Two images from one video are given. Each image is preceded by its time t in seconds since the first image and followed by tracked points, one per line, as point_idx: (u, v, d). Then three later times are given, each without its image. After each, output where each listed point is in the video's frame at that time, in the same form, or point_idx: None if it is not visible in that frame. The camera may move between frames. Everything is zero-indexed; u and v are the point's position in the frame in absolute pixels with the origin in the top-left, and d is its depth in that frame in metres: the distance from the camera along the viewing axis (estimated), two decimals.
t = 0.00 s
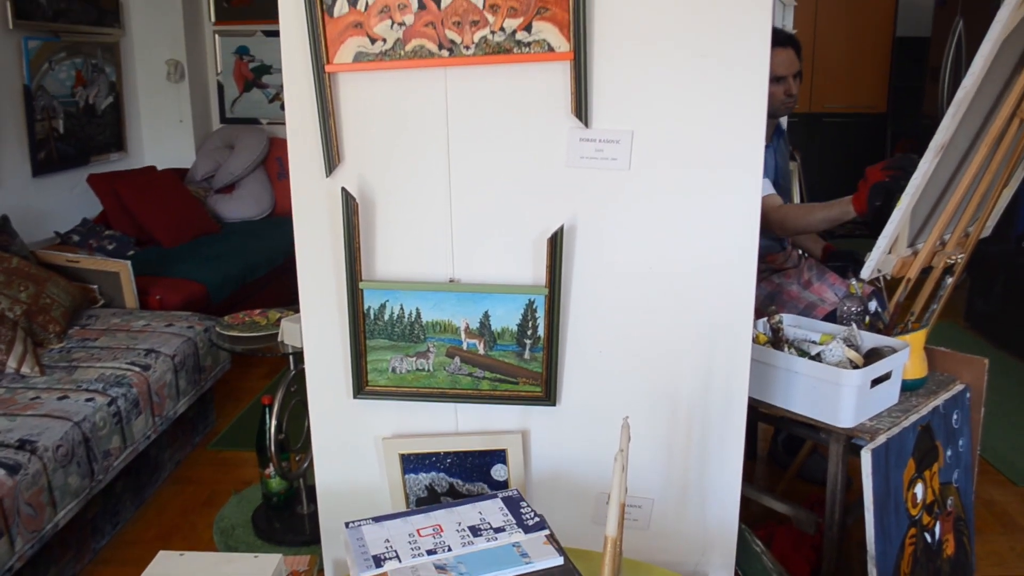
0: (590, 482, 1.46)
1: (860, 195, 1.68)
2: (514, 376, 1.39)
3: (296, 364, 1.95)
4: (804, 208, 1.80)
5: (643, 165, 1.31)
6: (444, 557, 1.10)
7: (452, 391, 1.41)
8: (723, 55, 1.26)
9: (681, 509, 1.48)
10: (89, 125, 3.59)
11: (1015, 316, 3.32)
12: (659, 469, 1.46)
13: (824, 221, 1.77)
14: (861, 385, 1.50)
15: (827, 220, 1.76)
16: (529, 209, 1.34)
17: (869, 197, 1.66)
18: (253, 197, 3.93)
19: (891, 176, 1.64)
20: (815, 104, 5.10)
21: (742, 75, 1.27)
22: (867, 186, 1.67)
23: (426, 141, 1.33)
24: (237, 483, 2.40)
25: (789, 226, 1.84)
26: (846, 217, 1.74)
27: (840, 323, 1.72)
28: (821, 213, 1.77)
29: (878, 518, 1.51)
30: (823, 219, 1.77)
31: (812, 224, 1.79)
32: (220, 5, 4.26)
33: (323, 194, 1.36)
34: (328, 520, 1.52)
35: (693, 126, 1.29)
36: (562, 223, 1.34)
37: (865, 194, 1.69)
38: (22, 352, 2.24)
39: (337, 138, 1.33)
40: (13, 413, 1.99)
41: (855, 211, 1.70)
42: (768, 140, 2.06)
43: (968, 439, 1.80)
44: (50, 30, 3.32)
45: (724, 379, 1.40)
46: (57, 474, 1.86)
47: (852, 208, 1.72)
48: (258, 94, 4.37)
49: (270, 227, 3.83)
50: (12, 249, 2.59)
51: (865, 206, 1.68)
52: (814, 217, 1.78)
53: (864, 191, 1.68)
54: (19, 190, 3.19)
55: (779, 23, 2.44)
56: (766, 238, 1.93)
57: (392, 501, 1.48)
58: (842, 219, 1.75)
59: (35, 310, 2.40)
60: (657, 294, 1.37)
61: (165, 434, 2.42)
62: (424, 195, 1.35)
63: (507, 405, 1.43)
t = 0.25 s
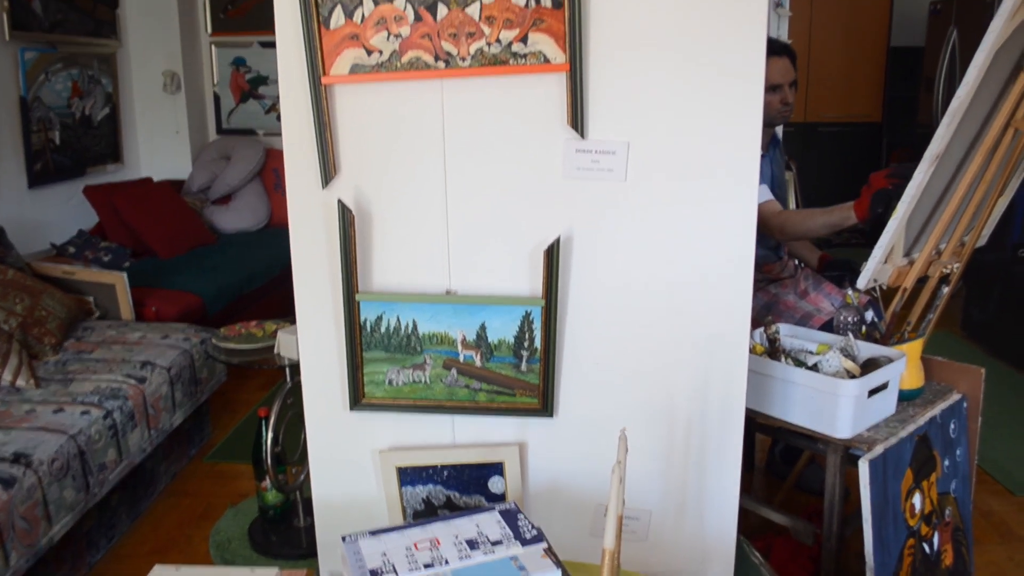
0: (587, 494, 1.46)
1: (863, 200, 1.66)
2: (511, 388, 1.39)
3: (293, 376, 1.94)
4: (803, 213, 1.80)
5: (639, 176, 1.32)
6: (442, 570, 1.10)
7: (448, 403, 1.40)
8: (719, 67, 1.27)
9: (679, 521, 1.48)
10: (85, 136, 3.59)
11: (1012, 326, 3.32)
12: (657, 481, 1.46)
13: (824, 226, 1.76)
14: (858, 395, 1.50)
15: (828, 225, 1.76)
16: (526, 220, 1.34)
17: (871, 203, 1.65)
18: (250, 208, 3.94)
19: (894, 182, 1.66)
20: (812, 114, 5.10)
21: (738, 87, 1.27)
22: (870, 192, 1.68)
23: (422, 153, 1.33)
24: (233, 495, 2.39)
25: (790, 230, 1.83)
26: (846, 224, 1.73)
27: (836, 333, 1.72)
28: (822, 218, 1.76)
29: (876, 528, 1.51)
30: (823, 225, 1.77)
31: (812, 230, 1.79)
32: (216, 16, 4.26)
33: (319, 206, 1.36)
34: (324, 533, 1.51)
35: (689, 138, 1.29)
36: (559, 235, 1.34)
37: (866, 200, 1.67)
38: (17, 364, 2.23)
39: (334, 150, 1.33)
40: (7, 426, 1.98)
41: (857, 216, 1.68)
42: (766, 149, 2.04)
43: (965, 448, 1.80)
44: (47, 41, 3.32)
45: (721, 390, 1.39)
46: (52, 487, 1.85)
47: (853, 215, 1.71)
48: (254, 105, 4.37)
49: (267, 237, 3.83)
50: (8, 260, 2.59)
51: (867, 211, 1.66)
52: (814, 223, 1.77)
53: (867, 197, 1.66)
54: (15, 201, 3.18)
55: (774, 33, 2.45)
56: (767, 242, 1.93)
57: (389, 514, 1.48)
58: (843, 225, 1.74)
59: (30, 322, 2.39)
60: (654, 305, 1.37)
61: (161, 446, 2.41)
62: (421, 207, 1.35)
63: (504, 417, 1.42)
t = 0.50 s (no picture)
0: (591, 503, 1.46)
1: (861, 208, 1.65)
2: (514, 397, 1.39)
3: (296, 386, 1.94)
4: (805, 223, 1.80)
5: (642, 185, 1.32)
6: None
7: (451, 412, 1.40)
8: (721, 76, 1.27)
9: (683, 529, 1.47)
10: (88, 146, 3.60)
11: (1015, 334, 3.31)
12: (660, 490, 1.45)
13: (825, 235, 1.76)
14: (862, 404, 1.50)
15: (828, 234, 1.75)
16: (529, 229, 1.34)
17: (869, 211, 1.65)
18: (252, 218, 3.94)
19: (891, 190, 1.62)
20: (812, 123, 5.08)
21: (740, 96, 1.27)
22: (865, 202, 1.65)
23: (425, 163, 1.33)
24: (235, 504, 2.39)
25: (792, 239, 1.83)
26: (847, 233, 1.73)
27: (839, 341, 1.71)
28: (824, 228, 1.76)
29: (881, 537, 1.50)
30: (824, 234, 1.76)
31: (813, 240, 1.79)
32: (219, 26, 4.28)
33: (323, 216, 1.36)
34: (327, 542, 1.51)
35: (691, 146, 1.30)
36: (561, 244, 1.34)
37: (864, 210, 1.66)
38: (21, 373, 2.23)
39: (337, 160, 1.33)
40: (10, 436, 1.98)
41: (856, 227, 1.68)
42: (768, 158, 2.05)
43: (970, 456, 1.79)
44: (50, 52, 3.34)
45: (725, 398, 1.39)
46: (55, 496, 1.85)
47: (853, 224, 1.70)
48: (257, 115, 4.38)
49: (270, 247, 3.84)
50: (11, 270, 2.59)
51: (864, 220, 1.65)
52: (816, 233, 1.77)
53: (864, 205, 1.66)
54: (18, 211, 3.19)
55: (775, 43, 2.45)
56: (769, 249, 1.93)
57: (392, 523, 1.47)
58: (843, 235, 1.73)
59: (33, 331, 2.39)
60: (657, 314, 1.37)
61: (164, 456, 2.41)
62: (423, 216, 1.35)
63: (507, 426, 1.42)
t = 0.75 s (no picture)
0: (593, 518, 1.45)
1: (868, 214, 1.65)
2: (516, 411, 1.38)
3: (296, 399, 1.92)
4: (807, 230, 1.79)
5: (642, 199, 1.32)
6: None
7: (453, 427, 1.40)
8: (721, 89, 1.27)
9: (685, 544, 1.46)
10: (90, 160, 3.61)
11: (1017, 346, 3.30)
12: (663, 504, 1.45)
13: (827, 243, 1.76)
14: (864, 417, 1.49)
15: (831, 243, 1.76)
16: (530, 244, 1.34)
17: (877, 217, 1.64)
18: (252, 231, 3.94)
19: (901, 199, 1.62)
20: (812, 135, 5.10)
21: (740, 109, 1.27)
22: (875, 208, 1.64)
23: (426, 178, 1.34)
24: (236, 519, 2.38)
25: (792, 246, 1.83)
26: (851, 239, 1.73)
27: (841, 354, 1.71)
28: (826, 235, 1.76)
29: (885, 551, 1.49)
30: (826, 243, 1.76)
31: (815, 247, 1.78)
32: (221, 40, 4.30)
33: (324, 231, 1.36)
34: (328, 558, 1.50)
35: (692, 160, 1.30)
36: (562, 258, 1.34)
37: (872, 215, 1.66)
38: (22, 388, 2.23)
39: (338, 175, 1.34)
40: (11, 451, 1.98)
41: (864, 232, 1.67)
42: (768, 170, 2.05)
43: (973, 469, 1.78)
44: (53, 67, 3.35)
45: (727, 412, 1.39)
46: (55, 512, 1.85)
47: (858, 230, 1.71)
48: (258, 129, 4.39)
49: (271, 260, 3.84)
50: (12, 285, 2.59)
51: (872, 226, 1.66)
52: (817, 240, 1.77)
53: (871, 211, 1.65)
54: (20, 225, 3.20)
55: (775, 55, 2.46)
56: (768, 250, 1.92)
57: (393, 538, 1.47)
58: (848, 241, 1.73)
59: (34, 346, 2.39)
60: (658, 328, 1.37)
61: (164, 471, 2.40)
62: (424, 231, 1.35)
63: (508, 441, 1.42)
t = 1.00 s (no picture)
0: (594, 538, 1.44)
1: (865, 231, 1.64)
2: (517, 431, 1.38)
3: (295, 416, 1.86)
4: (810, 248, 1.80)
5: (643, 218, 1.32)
6: None
7: (453, 446, 1.40)
8: (722, 109, 1.28)
9: (687, 564, 1.46)
10: (92, 177, 3.62)
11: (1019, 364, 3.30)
12: (665, 524, 1.44)
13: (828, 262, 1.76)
14: (866, 436, 1.49)
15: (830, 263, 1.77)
16: (531, 263, 1.34)
17: (873, 233, 1.63)
18: (254, 248, 3.94)
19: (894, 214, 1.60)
20: (812, 152, 5.09)
21: (740, 129, 1.28)
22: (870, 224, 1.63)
23: (427, 196, 1.34)
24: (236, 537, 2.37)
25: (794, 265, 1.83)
26: (850, 256, 1.72)
27: (843, 372, 1.71)
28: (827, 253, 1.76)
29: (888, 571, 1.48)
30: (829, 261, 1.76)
31: (815, 266, 1.79)
32: (223, 57, 4.32)
33: (326, 250, 1.36)
34: None
35: (693, 179, 1.30)
36: (563, 277, 1.34)
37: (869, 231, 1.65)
38: (22, 406, 2.22)
39: (340, 194, 1.34)
40: (11, 469, 1.97)
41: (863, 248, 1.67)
42: (769, 187, 2.05)
43: (976, 488, 1.78)
44: (56, 84, 3.36)
45: (729, 431, 1.38)
46: (54, 531, 1.84)
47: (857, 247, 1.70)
48: (260, 146, 4.41)
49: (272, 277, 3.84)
50: (13, 302, 2.60)
51: (870, 242, 1.64)
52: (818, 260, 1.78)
53: (868, 227, 1.64)
54: (21, 242, 3.20)
55: (775, 73, 2.47)
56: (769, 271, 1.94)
57: (394, 557, 1.46)
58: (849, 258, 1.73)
59: (35, 363, 2.39)
60: (659, 347, 1.37)
61: (164, 489, 2.39)
62: (426, 249, 1.35)
63: (509, 460, 1.42)
